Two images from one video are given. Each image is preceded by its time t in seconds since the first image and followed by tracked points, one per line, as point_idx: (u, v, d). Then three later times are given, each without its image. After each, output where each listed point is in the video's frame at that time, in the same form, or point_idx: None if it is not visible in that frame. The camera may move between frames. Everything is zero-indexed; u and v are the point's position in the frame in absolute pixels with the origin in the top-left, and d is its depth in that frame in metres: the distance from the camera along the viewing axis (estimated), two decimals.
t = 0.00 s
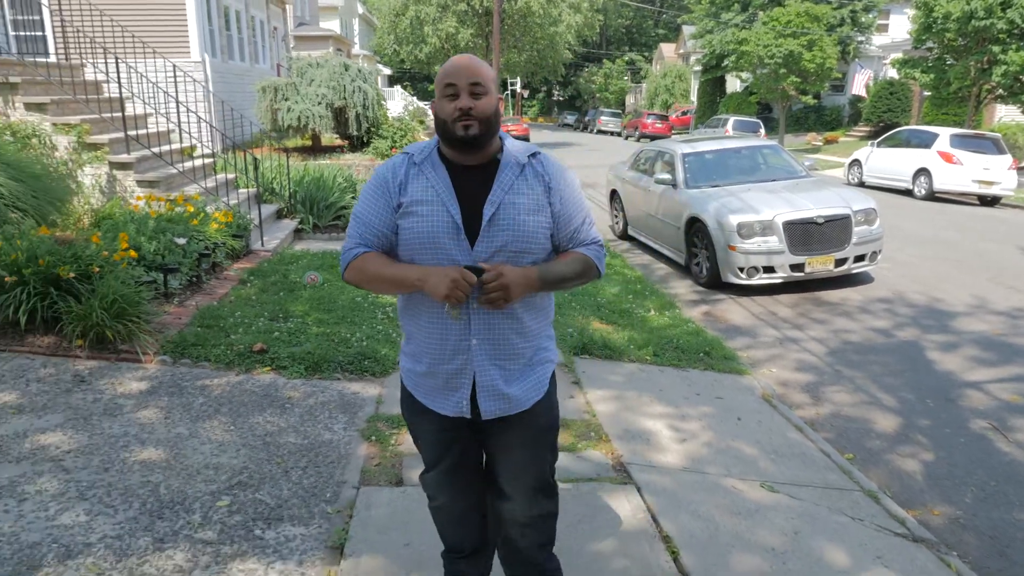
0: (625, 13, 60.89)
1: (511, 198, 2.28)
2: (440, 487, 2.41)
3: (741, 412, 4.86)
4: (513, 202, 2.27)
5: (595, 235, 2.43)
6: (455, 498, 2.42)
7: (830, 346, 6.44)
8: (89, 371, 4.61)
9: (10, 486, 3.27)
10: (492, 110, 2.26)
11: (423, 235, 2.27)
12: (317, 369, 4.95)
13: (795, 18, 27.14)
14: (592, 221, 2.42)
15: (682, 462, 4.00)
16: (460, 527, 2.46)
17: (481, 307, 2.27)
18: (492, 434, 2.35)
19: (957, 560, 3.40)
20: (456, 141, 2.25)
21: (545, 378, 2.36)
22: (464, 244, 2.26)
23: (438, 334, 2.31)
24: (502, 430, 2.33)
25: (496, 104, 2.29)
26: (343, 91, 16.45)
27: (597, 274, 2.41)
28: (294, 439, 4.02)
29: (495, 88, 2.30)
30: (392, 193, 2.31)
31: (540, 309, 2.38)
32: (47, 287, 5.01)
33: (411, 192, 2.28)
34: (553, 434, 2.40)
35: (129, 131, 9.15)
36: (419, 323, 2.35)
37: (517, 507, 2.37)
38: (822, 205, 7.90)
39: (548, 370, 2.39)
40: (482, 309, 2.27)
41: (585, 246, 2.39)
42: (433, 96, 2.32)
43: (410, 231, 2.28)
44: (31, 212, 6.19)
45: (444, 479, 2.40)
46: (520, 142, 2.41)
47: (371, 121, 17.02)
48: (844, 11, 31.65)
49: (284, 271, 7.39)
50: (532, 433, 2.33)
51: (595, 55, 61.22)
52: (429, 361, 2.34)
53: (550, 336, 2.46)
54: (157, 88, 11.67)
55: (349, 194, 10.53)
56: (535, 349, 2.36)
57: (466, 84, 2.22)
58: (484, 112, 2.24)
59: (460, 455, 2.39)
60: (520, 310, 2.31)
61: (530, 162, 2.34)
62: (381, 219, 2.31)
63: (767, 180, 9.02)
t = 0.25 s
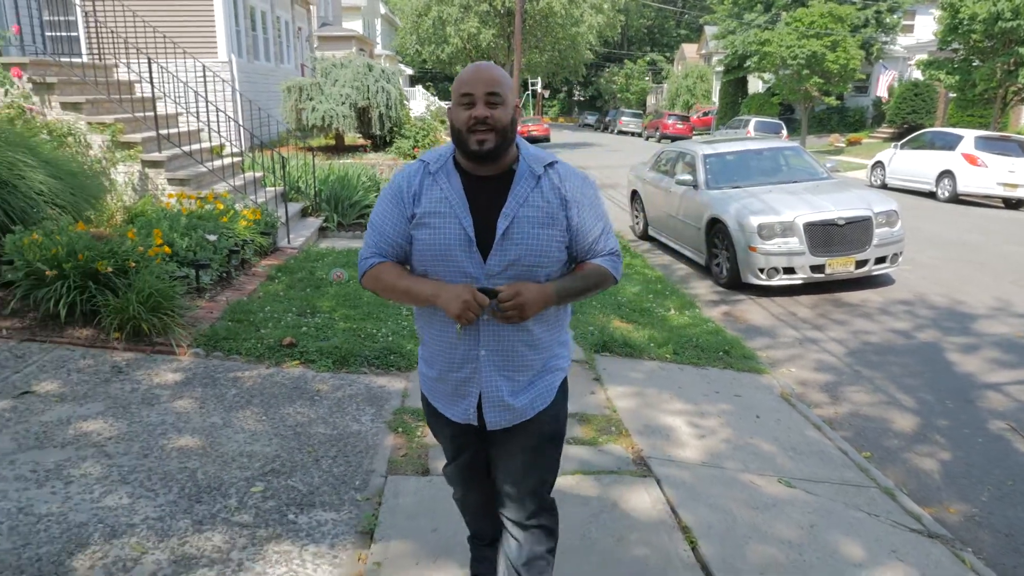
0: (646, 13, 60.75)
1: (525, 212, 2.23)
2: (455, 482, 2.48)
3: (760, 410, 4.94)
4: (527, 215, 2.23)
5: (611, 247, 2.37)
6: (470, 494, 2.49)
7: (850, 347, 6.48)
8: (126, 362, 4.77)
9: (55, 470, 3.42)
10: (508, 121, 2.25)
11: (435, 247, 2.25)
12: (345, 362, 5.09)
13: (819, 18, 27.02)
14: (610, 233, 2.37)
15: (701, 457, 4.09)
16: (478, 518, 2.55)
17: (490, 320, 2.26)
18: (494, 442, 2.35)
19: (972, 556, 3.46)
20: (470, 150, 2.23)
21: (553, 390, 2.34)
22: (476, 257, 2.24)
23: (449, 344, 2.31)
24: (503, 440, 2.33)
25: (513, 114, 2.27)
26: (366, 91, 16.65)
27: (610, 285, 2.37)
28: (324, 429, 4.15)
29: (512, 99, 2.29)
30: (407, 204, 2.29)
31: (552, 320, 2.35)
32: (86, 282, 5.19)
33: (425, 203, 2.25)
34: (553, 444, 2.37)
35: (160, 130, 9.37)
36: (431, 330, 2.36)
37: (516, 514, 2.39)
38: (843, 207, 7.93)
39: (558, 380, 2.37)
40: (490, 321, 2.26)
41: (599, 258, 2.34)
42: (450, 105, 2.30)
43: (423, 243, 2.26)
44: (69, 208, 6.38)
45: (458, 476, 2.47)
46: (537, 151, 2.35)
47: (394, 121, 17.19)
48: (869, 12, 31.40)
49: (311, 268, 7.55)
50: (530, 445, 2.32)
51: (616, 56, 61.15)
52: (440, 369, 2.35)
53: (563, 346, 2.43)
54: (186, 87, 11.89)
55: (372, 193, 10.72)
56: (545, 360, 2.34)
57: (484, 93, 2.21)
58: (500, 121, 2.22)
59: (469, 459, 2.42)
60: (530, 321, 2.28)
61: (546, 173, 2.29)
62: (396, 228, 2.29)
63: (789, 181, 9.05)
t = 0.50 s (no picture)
0: (665, 13, 60.61)
1: (537, 233, 2.18)
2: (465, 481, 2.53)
3: (773, 408, 5.00)
4: (538, 236, 2.18)
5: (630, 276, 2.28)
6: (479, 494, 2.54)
7: (865, 347, 6.51)
8: (155, 355, 4.93)
9: (91, 457, 3.57)
10: (533, 135, 2.18)
11: (445, 258, 2.24)
12: (366, 358, 5.22)
13: (840, 18, 26.89)
14: (630, 262, 2.28)
15: (714, 453, 4.17)
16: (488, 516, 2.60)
17: (493, 336, 2.25)
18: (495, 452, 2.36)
19: (981, 553, 3.51)
20: (489, 161, 2.19)
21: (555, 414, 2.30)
22: (484, 272, 2.21)
23: (457, 354, 2.33)
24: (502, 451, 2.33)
25: (539, 129, 2.20)
26: (386, 92, 16.81)
27: (623, 314, 2.28)
28: (346, 422, 4.28)
29: (541, 113, 2.22)
30: (425, 210, 2.29)
31: (562, 344, 2.30)
32: (116, 277, 5.36)
33: (440, 211, 2.25)
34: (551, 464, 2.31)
35: (186, 130, 9.57)
36: (441, 336, 2.38)
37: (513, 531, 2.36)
38: (860, 208, 7.96)
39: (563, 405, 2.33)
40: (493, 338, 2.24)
41: (615, 287, 2.26)
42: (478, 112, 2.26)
43: (434, 251, 2.27)
44: (99, 206, 6.56)
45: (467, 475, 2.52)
46: (563, 168, 2.28)
47: (413, 121, 17.35)
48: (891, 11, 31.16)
49: (332, 266, 7.70)
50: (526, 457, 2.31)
51: (635, 56, 61.06)
52: (449, 376, 2.38)
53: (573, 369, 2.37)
54: (211, 88, 12.10)
55: (392, 192, 10.87)
56: (549, 384, 2.30)
57: (509, 104, 2.15)
58: (523, 135, 2.17)
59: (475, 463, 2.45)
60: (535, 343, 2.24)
61: (566, 194, 2.22)
62: (412, 233, 2.30)
63: (806, 182, 9.07)
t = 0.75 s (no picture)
0: (683, 13, 60.47)
1: (557, 234, 2.18)
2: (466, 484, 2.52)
3: (783, 405, 5.07)
4: (558, 237, 2.17)
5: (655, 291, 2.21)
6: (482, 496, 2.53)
7: (877, 346, 6.55)
8: (180, 348, 5.08)
9: (119, 445, 3.71)
10: (556, 127, 2.19)
11: (463, 253, 2.28)
12: (383, 353, 5.33)
13: (859, 18, 26.78)
14: (658, 274, 2.22)
15: (724, 448, 4.24)
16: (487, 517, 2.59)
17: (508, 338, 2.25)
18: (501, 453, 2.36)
19: (986, 547, 3.56)
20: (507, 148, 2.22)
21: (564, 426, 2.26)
22: (501, 270, 2.24)
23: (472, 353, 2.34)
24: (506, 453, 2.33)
25: (563, 123, 2.20)
26: (404, 92, 16.97)
27: (645, 332, 2.21)
28: (364, 414, 4.40)
29: (570, 109, 2.22)
30: (451, 203, 2.35)
31: (578, 356, 2.27)
32: (142, 273, 5.52)
33: (463, 205, 2.30)
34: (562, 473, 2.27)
35: (208, 129, 9.76)
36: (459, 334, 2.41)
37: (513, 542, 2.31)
38: (874, 208, 7.98)
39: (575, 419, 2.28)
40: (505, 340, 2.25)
41: (638, 298, 2.20)
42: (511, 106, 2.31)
43: (453, 243, 2.32)
44: (125, 204, 6.73)
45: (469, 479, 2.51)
46: (593, 171, 2.27)
47: (430, 121, 17.50)
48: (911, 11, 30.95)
49: (350, 263, 7.84)
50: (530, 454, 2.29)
51: (652, 56, 60.96)
52: (464, 375, 2.39)
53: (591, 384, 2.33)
54: (232, 88, 12.30)
55: (409, 191, 11.00)
56: (562, 394, 2.27)
57: (532, 94, 2.19)
58: (543, 126, 2.18)
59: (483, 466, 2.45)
60: (548, 352, 2.23)
61: (592, 197, 2.22)
62: (437, 225, 2.37)
63: (821, 183, 9.10)
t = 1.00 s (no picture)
0: (693, 13, 60.40)
1: (570, 221, 2.18)
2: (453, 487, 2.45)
3: (787, 401, 5.15)
4: (570, 222, 2.18)
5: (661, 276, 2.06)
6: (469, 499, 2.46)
7: (882, 344, 6.61)
8: (195, 343, 5.20)
9: (138, 435, 3.83)
10: (585, 122, 2.23)
11: (477, 232, 2.33)
12: (394, 348, 5.44)
13: (869, 18, 26.72)
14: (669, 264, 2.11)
15: (727, 442, 4.32)
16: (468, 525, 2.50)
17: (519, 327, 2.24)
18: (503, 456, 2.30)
19: (983, 538, 3.64)
20: (542, 145, 2.24)
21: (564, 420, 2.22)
22: (513, 252, 2.28)
23: (479, 338, 2.34)
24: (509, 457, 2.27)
25: (593, 116, 2.25)
26: (414, 92, 17.09)
27: (657, 316, 1.99)
28: (375, 407, 4.51)
29: (596, 100, 2.27)
30: (472, 186, 2.43)
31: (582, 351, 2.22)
32: (158, 269, 5.64)
33: (484, 189, 2.37)
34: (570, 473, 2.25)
35: (221, 129, 9.90)
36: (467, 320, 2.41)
37: (524, 543, 2.29)
38: (880, 207, 8.04)
39: (577, 415, 2.24)
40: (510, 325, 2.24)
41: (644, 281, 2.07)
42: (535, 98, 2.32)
43: (469, 224, 2.38)
44: (142, 203, 6.86)
45: (457, 483, 2.44)
46: (613, 165, 2.28)
47: (440, 121, 17.63)
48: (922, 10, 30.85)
49: (360, 261, 7.96)
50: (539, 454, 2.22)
51: (662, 56, 60.91)
52: (469, 361, 2.38)
53: (596, 385, 2.28)
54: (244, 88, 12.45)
55: (419, 190, 11.11)
56: (562, 386, 2.23)
57: (564, 89, 2.21)
58: (577, 121, 2.21)
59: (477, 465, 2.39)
60: (560, 344, 2.20)
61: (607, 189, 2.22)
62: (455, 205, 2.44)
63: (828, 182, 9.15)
